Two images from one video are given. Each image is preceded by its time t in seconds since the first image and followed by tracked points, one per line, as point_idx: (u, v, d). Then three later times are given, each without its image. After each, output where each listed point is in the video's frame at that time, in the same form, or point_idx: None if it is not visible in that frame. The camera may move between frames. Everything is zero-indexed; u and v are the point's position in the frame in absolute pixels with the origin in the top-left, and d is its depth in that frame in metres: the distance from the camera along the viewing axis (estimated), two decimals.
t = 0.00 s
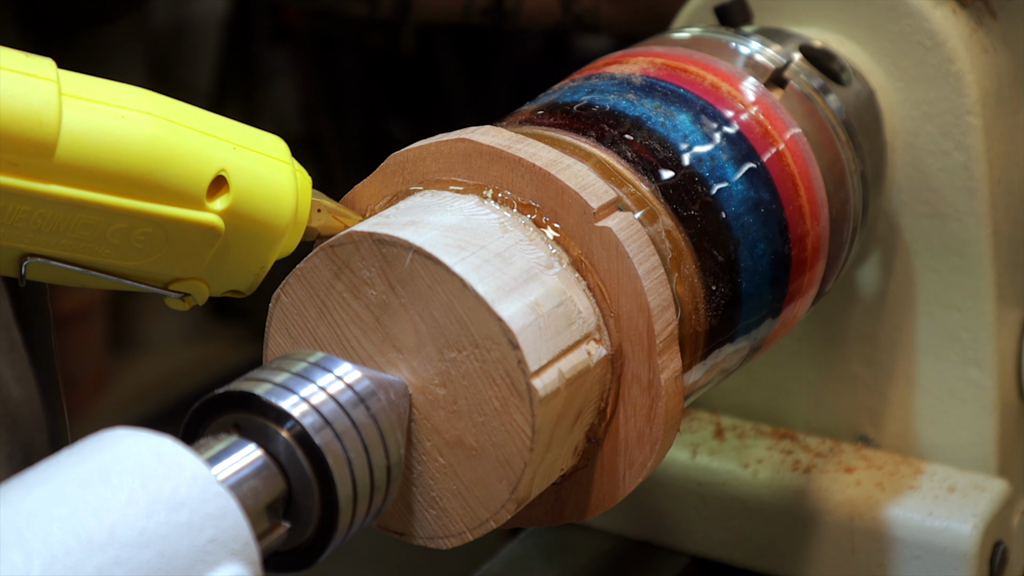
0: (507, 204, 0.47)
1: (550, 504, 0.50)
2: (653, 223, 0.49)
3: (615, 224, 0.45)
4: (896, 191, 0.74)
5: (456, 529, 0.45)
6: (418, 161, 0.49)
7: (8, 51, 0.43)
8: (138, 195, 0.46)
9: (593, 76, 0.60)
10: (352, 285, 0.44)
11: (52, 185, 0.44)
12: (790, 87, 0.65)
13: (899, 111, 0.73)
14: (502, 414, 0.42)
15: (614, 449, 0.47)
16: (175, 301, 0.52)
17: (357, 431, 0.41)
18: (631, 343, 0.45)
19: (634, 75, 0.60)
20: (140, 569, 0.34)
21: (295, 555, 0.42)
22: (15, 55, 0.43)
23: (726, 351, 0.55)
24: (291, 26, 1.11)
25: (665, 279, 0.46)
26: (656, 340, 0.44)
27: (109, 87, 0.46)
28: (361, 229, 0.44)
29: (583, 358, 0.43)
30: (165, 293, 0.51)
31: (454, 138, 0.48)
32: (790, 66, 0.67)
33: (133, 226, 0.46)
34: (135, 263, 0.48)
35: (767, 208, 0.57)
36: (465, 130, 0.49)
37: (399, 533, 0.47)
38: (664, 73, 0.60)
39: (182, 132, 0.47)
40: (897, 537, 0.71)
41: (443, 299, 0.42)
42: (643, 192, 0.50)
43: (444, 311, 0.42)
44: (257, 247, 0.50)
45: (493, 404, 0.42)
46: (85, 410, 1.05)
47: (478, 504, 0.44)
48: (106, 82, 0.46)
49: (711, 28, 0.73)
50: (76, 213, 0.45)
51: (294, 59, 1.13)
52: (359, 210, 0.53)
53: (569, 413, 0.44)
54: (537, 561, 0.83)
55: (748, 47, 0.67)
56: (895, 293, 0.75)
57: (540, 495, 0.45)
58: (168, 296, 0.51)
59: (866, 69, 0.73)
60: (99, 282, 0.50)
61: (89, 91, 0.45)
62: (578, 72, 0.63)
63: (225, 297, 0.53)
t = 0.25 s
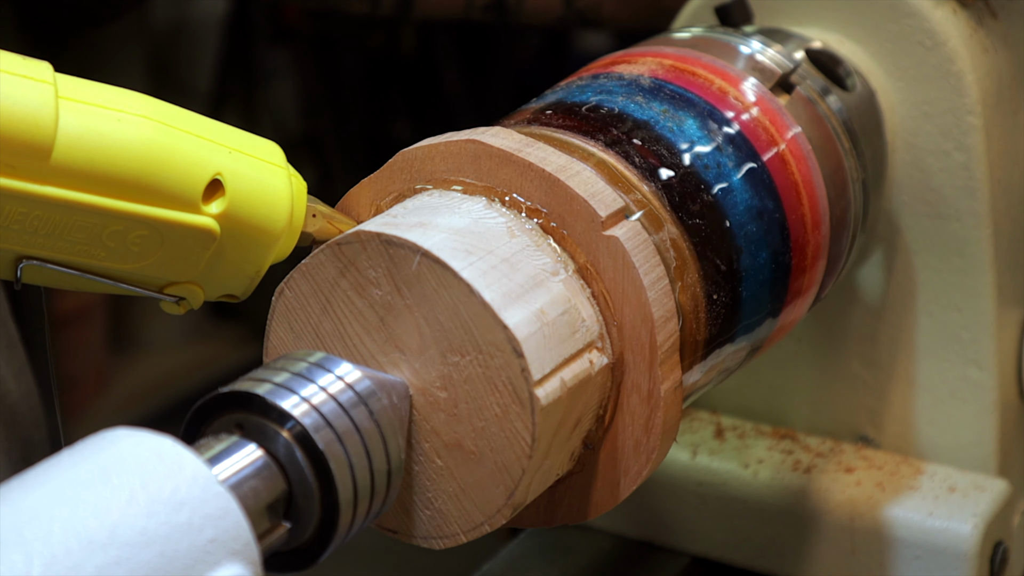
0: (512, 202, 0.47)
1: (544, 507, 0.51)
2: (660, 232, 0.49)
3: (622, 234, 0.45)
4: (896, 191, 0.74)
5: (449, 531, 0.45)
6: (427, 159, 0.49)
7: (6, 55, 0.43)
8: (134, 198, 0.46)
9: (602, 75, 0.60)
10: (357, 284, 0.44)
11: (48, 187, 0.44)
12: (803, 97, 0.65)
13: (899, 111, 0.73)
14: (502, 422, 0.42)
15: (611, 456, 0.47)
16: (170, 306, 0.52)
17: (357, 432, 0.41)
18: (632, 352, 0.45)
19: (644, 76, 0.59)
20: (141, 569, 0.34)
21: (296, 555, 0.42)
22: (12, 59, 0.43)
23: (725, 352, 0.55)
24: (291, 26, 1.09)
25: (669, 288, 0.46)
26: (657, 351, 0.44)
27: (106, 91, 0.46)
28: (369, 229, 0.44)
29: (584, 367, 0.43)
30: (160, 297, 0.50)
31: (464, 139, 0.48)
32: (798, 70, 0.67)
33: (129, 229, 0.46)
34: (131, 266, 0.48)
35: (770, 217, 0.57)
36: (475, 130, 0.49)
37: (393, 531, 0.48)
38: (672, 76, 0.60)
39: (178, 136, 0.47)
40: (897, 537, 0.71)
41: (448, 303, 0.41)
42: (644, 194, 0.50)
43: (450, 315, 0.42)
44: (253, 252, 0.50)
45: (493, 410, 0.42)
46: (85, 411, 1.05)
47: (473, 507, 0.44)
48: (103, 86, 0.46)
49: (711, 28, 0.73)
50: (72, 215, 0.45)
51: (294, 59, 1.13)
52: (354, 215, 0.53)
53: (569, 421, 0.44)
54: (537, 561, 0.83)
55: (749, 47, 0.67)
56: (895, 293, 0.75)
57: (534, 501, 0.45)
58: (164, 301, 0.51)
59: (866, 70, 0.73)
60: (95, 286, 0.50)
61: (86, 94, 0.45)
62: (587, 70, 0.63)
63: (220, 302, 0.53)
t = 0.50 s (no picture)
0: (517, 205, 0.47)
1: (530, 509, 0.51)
2: (671, 254, 0.49)
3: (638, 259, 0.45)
4: (896, 191, 0.74)
5: (432, 532, 0.46)
6: (449, 157, 0.49)
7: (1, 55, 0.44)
8: (130, 198, 0.46)
9: (622, 75, 0.60)
10: (370, 282, 0.44)
11: (44, 186, 0.44)
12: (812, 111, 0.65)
13: (899, 111, 0.73)
14: (502, 442, 0.42)
15: (599, 472, 0.48)
16: (167, 306, 0.52)
17: (357, 432, 0.41)
18: (632, 376, 0.46)
19: (664, 82, 0.59)
20: (141, 570, 0.34)
21: (293, 556, 0.42)
22: (8, 59, 0.43)
23: (726, 351, 0.55)
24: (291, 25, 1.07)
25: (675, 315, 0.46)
26: (657, 379, 0.45)
27: (102, 91, 0.46)
28: (391, 230, 0.43)
29: (585, 387, 0.44)
30: (157, 297, 0.50)
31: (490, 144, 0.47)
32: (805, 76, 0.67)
33: (125, 229, 0.46)
34: (128, 266, 0.48)
35: (775, 240, 0.57)
36: (500, 134, 0.49)
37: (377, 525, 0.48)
38: (693, 84, 0.60)
39: (175, 136, 0.47)
40: (897, 537, 0.71)
41: (461, 315, 0.41)
42: (643, 194, 0.50)
43: (462, 329, 0.42)
44: (249, 252, 0.50)
45: (493, 424, 0.42)
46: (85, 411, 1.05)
47: (460, 514, 0.45)
48: (99, 86, 0.46)
49: (711, 28, 0.73)
50: (68, 215, 0.45)
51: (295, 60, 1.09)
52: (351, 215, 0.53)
53: (568, 437, 0.44)
54: (537, 561, 0.83)
55: (750, 47, 0.67)
56: (895, 293, 0.75)
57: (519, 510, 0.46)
58: (160, 301, 0.51)
59: (866, 70, 0.73)
60: (91, 286, 0.50)
61: (81, 94, 0.45)
62: (605, 66, 0.62)
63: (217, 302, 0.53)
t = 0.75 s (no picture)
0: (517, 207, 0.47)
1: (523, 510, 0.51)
2: (673, 260, 0.49)
3: (643, 267, 0.45)
4: (896, 191, 0.74)
5: (426, 532, 0.46)
6: (455, 157, 0.48)
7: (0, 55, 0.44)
8: (128, 198, 0.46)
9: (628, 75, 0.60)
10: (372, 281, 0.44)
11: (43, 187, 0.44)
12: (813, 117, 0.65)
13: (899, 111, 0.73)
14: (501, 446, 0.42)
15: (594, 474, 0.48)
16: (166, 307, 0.52)
17: (357, 432, 0.41)
18: (632, 382, 0.46)
19: (670, 84, 0.59)
20: (141, 570, 0.34)
21: (294, 556, 0.42)
22: (7, 59, 0.43)
23: (727, 351, 0.55)
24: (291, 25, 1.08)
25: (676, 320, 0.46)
26: (657, 386, 0.45)
27: (100, 92, 0.46)
28: (395, 230, 0.43)
29: (586, 394, 0.44)
30: (156, 298, 0.50)
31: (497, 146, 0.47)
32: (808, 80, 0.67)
33: (124, 229, 0.46)
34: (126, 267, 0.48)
35: (776, 247, 0.57)
36: (507, 136, 0.49)
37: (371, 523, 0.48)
38: (698, 87, 0.59)
39: (173, 137, 0.47)
40: (897, 537, 0.71)
41: (464, 318, 0.41)
42: (644, 194, 0.50)
43: (465, 333, 0.42)
44: (248, 253, 0.50)
45: (492, 428, 0.42)
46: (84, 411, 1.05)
47: (456, 515, 0.45)
48: (98, 87, 0.46)
49: (711, 28, 0.73)
50: (67, 216, 0.45)
51: (294, 59, 1.10)
52: (350, 217, 0.53)
53: (566, 441, 0.44)
54: (537, 561, 0.83)
55: (751, 46, 0.67)
56: (895, 293, 0.75)
57: (515, 513, 0.46)
58: (159, 301, 0.51)
59: (866, 70, 0.73)
60: (90, 287, 0.50)
61: (81, 95, 0.45)
62: (611, 65, 0.62)
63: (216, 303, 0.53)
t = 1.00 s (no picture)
0: (520, 207, 0.47)
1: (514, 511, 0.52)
2: (679, 274, 0.49)
3: (651, 283, 0.45)
4: (896, 191, 0.74)
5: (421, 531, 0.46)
6: (469, 159, 0.48)
7: None
8: (127, 208, 0.46)
9: (642, 76, 0.59)
10: (381, 281, 0.44)
11: (43, 197, 0.43)
12: (820, 129, 0.64)
13: (899, 111, 0.73)
14: (500, 456, 0.42)
15: (588, 481, 0.49)
16: (164, 313, 0.52)
17: (357, 432, 0.41)
18: (631, 396, 0.46)
19: (685, 91, 0.59)
20: (141, 570, 0.34)
21: (294, 556, 0.42)
22: (7, 68, 0.43)
23: (727, 350, 0.55)
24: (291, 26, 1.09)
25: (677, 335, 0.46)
26: (656, 402, 0.45)
27: (99, 100, 0.46)
28: (408, 232, 0.42)
29: (586, 406, 0.44)
30: (154, 305, 0.50)
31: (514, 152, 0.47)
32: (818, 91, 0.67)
33: (122, 238, 0.46)
34: (125, 275, 0.48)
35: (778, 261, 0.57)
36: (522, 141, 0.48)
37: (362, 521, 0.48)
38: (711, 95, 0.59)
39: (172, 146, 0.47)
40: (897, 537, 0.71)
41: (471, 327, 0.41)
42: (644, 194, 0.49)
43: (472, 341, 0.42)
44: (246, 260, 0.50)
45: (491, 437, 0.42)
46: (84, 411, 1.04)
47: (448, 518, 0.45)
48: (96, 95, 0.46)
49: (711, 28, 0.73)
50: (65, 225, 0.45)
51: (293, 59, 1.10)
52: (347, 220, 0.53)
53: (563, 450, 0.44)
54: (537, 560, 0.83)
55: (751, 46, 0.67)
56: (895, 293, 0.75)
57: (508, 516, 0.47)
58: (158, 308, 0.51)
59: (866, 70, 0.73)
60: (89, 293, 0.50)
61: (80, 104, 0.45)
62: (623, 64, 0.61)
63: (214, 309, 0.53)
